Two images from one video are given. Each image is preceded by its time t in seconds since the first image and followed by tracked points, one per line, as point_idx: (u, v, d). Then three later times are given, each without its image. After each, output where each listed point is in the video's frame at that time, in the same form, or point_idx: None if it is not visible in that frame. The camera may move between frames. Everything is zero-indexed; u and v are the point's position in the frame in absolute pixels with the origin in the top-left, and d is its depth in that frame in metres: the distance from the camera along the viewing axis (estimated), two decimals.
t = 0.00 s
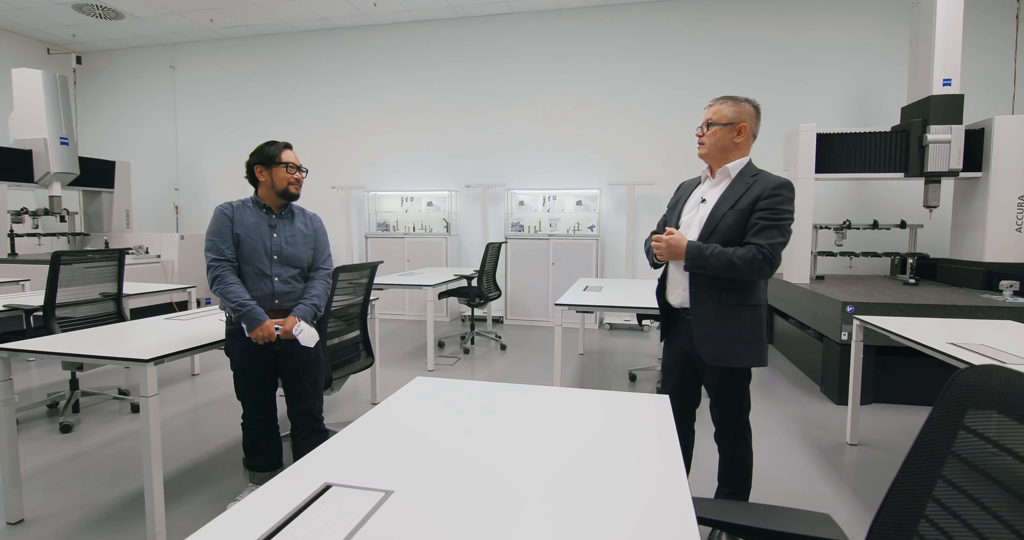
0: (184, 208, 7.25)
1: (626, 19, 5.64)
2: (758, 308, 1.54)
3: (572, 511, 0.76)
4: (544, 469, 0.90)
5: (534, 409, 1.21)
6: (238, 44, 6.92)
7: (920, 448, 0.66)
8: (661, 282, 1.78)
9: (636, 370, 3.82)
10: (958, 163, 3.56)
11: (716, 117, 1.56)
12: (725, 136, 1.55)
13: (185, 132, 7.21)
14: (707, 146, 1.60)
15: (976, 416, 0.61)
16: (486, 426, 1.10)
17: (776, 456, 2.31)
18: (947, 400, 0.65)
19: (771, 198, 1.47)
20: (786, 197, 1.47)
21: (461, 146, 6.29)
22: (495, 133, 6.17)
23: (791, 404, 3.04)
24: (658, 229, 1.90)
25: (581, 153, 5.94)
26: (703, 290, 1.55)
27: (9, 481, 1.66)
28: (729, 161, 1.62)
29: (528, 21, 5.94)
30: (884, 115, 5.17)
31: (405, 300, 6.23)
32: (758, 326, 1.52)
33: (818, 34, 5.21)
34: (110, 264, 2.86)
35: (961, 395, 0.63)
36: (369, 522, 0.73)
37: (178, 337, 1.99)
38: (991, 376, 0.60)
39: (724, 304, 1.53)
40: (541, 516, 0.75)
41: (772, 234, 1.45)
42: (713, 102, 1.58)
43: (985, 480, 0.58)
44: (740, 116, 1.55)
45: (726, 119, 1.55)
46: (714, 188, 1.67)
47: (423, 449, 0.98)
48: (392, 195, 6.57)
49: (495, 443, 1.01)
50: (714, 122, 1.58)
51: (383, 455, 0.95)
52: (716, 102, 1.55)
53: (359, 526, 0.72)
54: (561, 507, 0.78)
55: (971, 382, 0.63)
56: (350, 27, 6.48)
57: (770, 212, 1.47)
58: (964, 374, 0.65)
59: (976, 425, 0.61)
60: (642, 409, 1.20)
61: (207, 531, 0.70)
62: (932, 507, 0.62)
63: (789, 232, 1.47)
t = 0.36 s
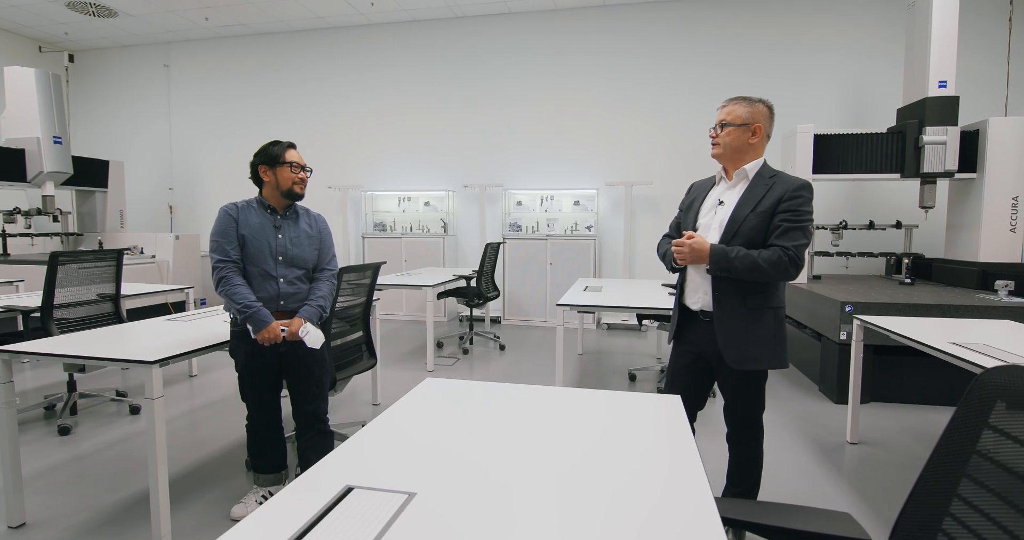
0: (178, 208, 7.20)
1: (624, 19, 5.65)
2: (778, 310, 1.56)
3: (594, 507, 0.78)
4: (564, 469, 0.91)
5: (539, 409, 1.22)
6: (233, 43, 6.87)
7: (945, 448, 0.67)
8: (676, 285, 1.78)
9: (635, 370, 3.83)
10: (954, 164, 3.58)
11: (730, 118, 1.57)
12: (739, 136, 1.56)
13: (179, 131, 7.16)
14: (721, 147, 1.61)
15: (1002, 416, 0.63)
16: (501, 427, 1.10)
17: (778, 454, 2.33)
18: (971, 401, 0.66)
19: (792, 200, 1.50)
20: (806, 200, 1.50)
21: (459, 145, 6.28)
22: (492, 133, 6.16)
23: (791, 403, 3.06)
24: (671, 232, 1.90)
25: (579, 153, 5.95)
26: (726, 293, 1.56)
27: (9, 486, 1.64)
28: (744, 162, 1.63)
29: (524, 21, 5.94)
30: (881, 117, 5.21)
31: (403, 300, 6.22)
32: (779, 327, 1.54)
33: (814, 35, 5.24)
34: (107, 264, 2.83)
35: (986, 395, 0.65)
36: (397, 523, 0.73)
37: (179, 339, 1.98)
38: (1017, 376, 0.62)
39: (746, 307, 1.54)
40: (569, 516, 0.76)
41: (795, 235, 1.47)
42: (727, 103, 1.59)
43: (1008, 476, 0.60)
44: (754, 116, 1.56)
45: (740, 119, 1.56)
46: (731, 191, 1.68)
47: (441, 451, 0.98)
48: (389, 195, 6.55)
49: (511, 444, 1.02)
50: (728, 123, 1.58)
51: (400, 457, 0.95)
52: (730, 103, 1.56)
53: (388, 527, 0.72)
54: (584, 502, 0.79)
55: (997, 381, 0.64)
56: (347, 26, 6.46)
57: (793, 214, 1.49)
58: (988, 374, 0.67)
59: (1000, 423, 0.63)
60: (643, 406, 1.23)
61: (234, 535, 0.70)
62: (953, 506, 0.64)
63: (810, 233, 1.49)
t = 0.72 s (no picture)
0: (173, 208, 7.16)
1: (621, 19, 5.67)
2: (786, 311, 1.56)
3: (604, 503, 0.80)
4: (577, 466, 0.92)
5: (543, 406, 1.23)
6: (230, 42, 6.84)
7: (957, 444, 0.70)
8: (683, 286, 1.80)
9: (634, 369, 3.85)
10: (949, 165, 3.62)
11: (738, 118, 1.58)
12: (747, 137, 1.57)
13: (174, 131, 7.12)
14: (728, 147, 1.62)
15: (1015, 412, 0.65)
16: (511, 425, 1.11)
17: (777, 452, 2.35)
18: (983, 398, 0.68)
19: (798, 202, 1.50)
20: (812, 201, 1.50)
21: (456, 145, 6.27)
22: (489, 133, 6.16)
23: (789, 402, 3.08)
24: (679, 232, 1.92)
25: (576, 153, 5.96)
26: (731, 295, 1.57)
27: (12, 487, 1.64)
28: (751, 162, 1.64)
29: (522, 22, 5.94)
30: (876, 117, 5.25)
31: (400, 300, 6.21)
32: (785, 328, 1.55)
33: (810, 36, 5.27)
34: (106, 265, 2.82)
35: (998, 392, 0.67)
36: (417, 521, 0.74)
37: (181, 339, 1.97)
38: None
39: (751, 308, 1.55)
40: (584, 513, 0.77)
41: (800, 237, 1.48)
42: (735, 102, 1.59)
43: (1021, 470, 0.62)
44: (762, 116, 1.57)
45: (748, 120, 1.56)
46: (739, 191, 1.70)
47: (455, 449, 0.98)
48: (386, 195, 6.53)
49: (523, 442, 1.03)
50: (736, 123, 1.59)
51: (414, 456, 0.95)
52: (739, 103, 1.56)
53: (409, 525, 0.73)
54: (593, 498, 0.81)
55: (1010, 378, 0.66)
56: (344, 26, 6.44)
57: (798, 215, 1.49)
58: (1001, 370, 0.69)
59: (1013, 418, 0.65)
60: (644, 403, 1.25)
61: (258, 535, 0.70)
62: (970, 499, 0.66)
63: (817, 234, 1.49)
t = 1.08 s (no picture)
0: (167, 208, 7.11)
1: (618, 20, 5.68)
2: (779, 310, 1.57)
3: (637, 502, 0.79)
4: (601, 467, 0.91)
5: (551, 407, 1.23)
6: (225, 41, 6.80)
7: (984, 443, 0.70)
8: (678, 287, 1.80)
9: (634, 370, 3.85)
10: (945, 166, 3.64)
11: (738, 119, 1.57)
12: (747, 139, 1.57)
13: (168, 130, 7.07)
14: (725, 148, 1.61)
15: None
16: (527, 427, 1.10)
17: (781, 452, 2.35)
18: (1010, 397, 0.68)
19: (787, 201, 1.51)
20: (801, 199, 1.51)
21: (453, 145, 6.27)
22: (486, 133, 6.16)
23: (789, 401, 3.10)
24: (674, 234, 1.92)
25: (574, 153, 5.97)
26: (724, 296, 1.58)
27: (13, 493, 1.62)
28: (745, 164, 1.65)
29: (519, 21, 5.94)
30: (872, 118, 5.28)
31: (398, 300, 6.19)
32: (778, 327, 1.55)
33: (806, 37, 5.30)
34: (104, 267, 2.80)
35: None
36: (448, 526, 0.72)
37: (184, 341, 1.96)
38: None
39: (742, 309, 1.55)
40: (616, 514, 0.76)
41: (789, 236, 1.48)
42: (734, 104, 1.59)
43: None
44: (760, 119, 1.58)
45: (748, 121, 1.57)
46: (732, 193, 1.70)
47: (475, 451, 0.97)
48: (384, 195, 6.51)
49: (541, 443, 1.01)
50: (736, 124, 1.59)
51: (434, 458, 0.93)
52: (741, 104, 1.56)
53: (440, 529, 0.71)
54: (611, 499, 0.80)
55: None
56: (340, 25, 6.42)
57: (786, 215, 1.50)
58: None
59: None
60: (652, 403, 1.25)
61: None
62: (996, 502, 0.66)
63: (807, 233, 1.50)
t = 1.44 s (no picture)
0: (160, 208, 7.03)
1: (615, 20, 5.69)
2: (757, 303, 1.58)
3: (676, 500, 0.79)
4: (636, 466, 0.90)
5: (571, 407, 1.21)
6: (219, 39, 6.74)
7: None
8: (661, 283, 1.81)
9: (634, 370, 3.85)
10: (942, 166, 3.67)
11: (723, 119, 1.55)
12: (730, 139, 1.56)
13: (161, 129, 6.99)
14: (709, 147, 1.59)
15: None
16: (552, 427, 1.08)
17: (785, 450, 2.35)
18: None
19: (766, 196, 1.52)
20: (778, 195, 1.52)
21: (450, 145, 6.25)
22: (483, 133, 6.15)
23: (790, 400, 3.11)
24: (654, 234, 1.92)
25: (571, 153, 5.97)
26: (704, 289, 1.58)
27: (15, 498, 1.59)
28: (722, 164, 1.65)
29: (516, 20, 5.93)
30: (867, 119, 5.32)
31: (395, 301, 6.16)
32: (757, 320, 1.56)
33: (801, 38, 5.34)
34: (102, 267, 2.76)
35: None
36: (493, 530, 0.70)
37: (190, 342, 1.93)
38: None
39: (724, 305, 1.56)
40: (660, 513, 0.75)
41: (768, 228, 1.49)
42: (719, 104, 1.56)
43: None
44: (741, 121, 1.58)
45: (732, 122, 1.55)
46: (710, 192, 1.71)
47: (505, 453, 0.95)
48: (380, 195, 6.47)
49: (570, 444, 1.00)
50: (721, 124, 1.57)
51: (466, 461, 0.92)
52: (725, 105, 1.54)
53: (487, 532, 0.70)
54: (643, 500, 0.79)
55: None
56: (336, 24, 6.38)
57: (765, 208, 1.51)
58: None
59: None
60: (673, 403, 1.24)
61: None
62: None
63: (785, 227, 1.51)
